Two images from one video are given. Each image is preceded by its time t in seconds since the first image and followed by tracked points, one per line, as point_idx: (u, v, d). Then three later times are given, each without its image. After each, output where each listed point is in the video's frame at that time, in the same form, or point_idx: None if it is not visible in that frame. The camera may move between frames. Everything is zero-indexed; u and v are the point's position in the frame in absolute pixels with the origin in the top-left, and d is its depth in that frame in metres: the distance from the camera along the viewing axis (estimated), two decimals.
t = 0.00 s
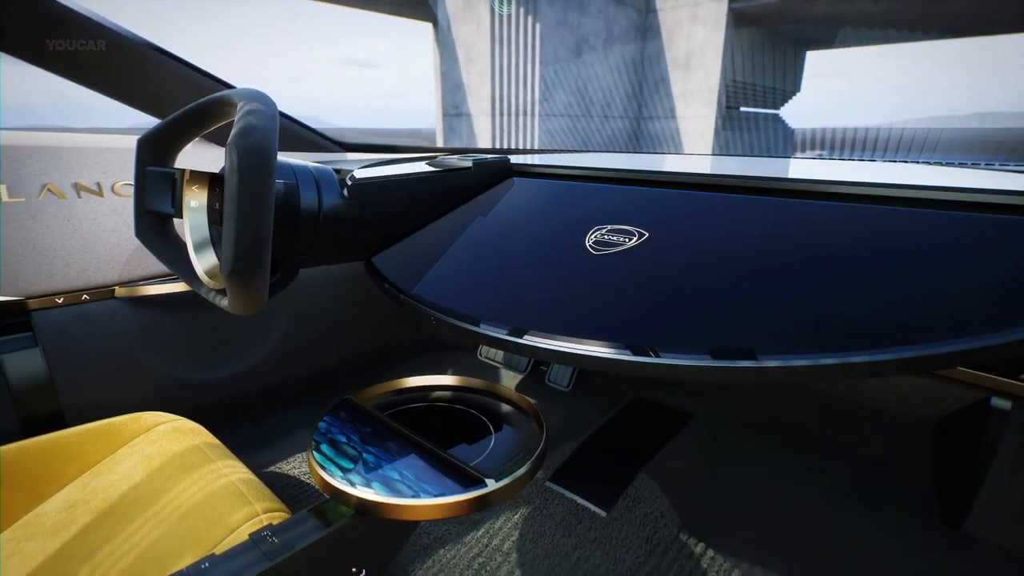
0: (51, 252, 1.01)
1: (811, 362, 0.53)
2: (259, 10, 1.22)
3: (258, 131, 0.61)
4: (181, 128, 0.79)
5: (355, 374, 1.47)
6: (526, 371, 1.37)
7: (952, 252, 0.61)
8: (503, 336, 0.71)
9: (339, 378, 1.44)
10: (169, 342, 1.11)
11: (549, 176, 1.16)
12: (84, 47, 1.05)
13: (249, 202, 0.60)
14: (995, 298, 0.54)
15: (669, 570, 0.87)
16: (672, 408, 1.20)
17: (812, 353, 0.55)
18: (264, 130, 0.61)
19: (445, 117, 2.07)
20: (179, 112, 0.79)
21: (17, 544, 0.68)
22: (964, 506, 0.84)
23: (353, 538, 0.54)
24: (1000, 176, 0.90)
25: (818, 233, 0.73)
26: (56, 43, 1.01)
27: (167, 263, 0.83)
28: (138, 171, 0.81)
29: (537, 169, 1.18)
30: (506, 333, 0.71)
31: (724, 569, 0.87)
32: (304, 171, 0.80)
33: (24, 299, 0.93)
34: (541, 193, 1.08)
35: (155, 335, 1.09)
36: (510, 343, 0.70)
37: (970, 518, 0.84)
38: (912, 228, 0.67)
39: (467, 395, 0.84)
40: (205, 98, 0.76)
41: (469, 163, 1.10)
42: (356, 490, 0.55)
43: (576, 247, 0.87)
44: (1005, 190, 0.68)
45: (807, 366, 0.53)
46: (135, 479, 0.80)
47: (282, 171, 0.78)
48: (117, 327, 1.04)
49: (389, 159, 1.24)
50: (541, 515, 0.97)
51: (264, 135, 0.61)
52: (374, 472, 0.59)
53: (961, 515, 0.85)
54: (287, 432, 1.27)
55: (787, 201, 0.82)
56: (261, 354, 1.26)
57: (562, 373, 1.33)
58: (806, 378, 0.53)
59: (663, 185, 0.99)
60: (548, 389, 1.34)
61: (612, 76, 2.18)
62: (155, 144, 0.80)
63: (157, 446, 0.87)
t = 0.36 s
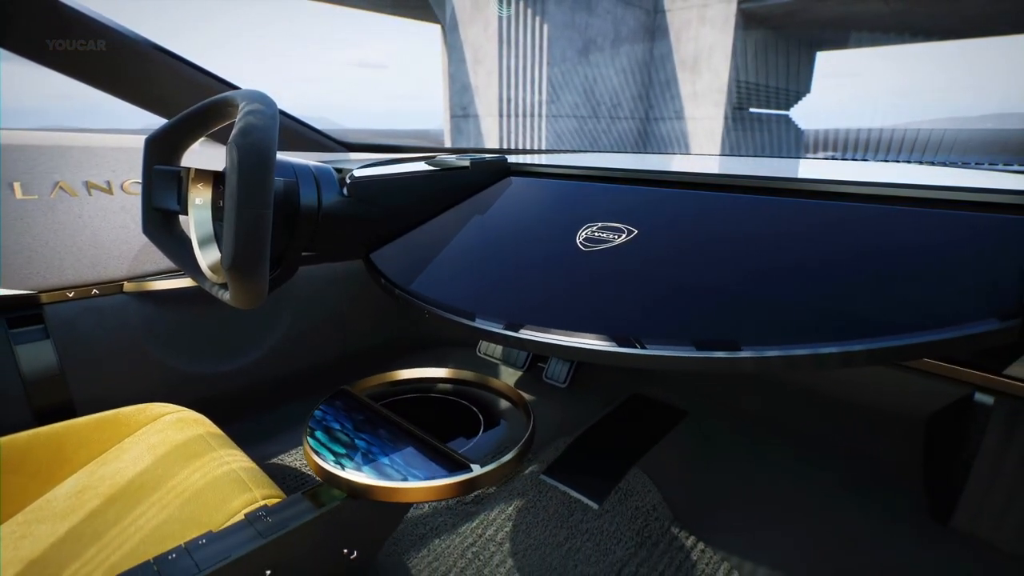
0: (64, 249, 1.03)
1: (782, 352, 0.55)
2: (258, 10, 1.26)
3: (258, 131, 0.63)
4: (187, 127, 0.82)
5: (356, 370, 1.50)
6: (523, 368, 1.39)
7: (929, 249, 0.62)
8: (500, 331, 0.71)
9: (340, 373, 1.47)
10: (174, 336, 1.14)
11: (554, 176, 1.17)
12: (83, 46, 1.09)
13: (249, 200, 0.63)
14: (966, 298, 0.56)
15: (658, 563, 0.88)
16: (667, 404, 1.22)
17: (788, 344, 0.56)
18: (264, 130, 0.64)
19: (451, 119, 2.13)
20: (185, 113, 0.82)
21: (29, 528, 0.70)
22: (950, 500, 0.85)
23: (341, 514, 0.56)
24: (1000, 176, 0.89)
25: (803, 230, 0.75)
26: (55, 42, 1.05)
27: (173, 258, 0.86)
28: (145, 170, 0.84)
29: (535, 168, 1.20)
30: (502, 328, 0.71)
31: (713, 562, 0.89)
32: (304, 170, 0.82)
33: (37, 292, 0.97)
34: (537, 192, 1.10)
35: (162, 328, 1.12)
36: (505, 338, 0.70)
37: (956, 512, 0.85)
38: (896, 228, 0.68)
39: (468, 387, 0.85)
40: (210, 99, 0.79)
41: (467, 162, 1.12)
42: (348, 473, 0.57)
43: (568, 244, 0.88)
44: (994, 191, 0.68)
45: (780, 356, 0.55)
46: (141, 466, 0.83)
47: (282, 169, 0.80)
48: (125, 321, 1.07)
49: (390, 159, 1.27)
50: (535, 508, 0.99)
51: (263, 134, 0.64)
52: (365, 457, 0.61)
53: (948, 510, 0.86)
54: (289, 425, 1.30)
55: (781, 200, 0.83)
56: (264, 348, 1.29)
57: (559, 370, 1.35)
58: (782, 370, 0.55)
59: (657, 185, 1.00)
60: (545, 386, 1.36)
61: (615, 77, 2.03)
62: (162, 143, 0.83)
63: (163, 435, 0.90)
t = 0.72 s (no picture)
0: (73, 244, 1.07)
1: (764, 344, 0.57)
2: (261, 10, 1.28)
3: (257, 131, 0.66)
4: (193, 127, 0.85)
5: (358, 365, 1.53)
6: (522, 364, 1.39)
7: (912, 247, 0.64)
8: (496, 325, 0.72)
9: (343, 368, 1.49)
10: (181, 330, 1.17)
11: (559, 175, 1.17)
12: (82, 46, 1.05)
13: (250, 198, 0.65)
14: (941, 293, 0.58)
15: (649, 553, 0.90)
16: (663, 401, 1.24)
17: (770, 336, 0.58)
18: (263, 129, 0.66)
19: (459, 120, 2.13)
20: (190, 113, 0.85)
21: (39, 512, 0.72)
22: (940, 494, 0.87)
23: (334, 497, 0.59)
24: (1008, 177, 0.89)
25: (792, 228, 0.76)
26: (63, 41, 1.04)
27: (179, 254, 0.89)
28: (153, 168, 0.87)
29: (535, 167, 1.21)
30: (498, 323, 0.73)
31: (704, 554, 0.89)
32: (304, 169, 0.85)
33: (47, 287, 1.00)
34: (534, 190, 1.12)
35: (170, 323, 1.15)
36: (501, 332, 0.72)
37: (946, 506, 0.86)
38: (880, 225, 0.70)
39: (468, 382, 0.85)
40: (214, 99, 0.82)
41: (466, 161, 1.14)
42: (339, 457, 0.59)
43: (562, 241, 0.90)
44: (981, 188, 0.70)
45: (762, 348, 0.57)
46: (147, 454, 0.86)
47: (284, 168, 0.83)
48: (133, 315, 1.10)
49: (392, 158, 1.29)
50: (529, 500, 1.01)
51: (262, 133, 0.66)
52: (356, 444, 0.63)
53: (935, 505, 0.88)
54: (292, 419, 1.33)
55: (771, 198, 0.85)
56: (268, 343, 1.32)
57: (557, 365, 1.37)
58: (764, 361, 0.57)
59: (651, 184, 1.02)
60: (544, 383, 1.38)
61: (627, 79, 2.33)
62: (169, 143, 0.86)
63: (168, 426, 0.93)
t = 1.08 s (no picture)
0: (81, 241, 1.10)
1: (750, 336, 0.59)
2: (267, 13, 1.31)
3: (258, 132, 0.68)
4: (198, 127, 0.87)
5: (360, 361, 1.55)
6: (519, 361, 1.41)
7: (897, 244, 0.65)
8: (492, 320, 0.74)
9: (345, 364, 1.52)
10: (186, 325, 1.20)
11: (565, 175, 1.18)
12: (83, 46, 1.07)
13: (250, 197, 0.67)
14: (919, 288, 0.59)
15: (641, 546, 0.91)
16: (659, 398, 1.25)
17: (755, 329, 0.60)
18: (263, 130, 0.68)
19: (465, 120, 2.15)
20: (196, 114, 0.87)
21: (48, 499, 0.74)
22: (930, 489, 0.88)
23: (330, 484, 0.61)
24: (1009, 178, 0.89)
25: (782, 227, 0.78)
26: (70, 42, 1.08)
27: (184, 250, 0.91)
28: (159, 167, 0.90)
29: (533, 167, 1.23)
30: (496, 318, 0.74)
31: (696, 548, 0.91)
32: (304, 168, 0.88)
33: (57, 282, 1.03)
34: (532, 189, 1.14)
35: (176, 318, 1.18)
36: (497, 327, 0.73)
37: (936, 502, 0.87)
38: (866, 223, 0.71)
39: (462, 376, 0.87)
40: (218, 100, 0.85)
41: (465, 161, 1.16)
42: (334, 445, 0.61)
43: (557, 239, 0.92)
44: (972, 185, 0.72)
45: (746, 341, 0.59)
46: (152, 444, 0.88)
47: (286, 167, 0.86)
48: (141, 310, 1.13)
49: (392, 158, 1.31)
50: (524, 493, 1.03)
51: (262, 134, 0.68)
52: (351, 433, 0.65)
53: (927, 500, 0.89)
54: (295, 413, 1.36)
55: (763, 197, 0.86)
56: (271, 339, 1.34)
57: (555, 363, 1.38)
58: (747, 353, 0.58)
59: (647, 183, 1.04)
60: (543, 380, 1.40)
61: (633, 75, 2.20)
62: (175, 142, 0.88)
63: (173, 417, 0.95)
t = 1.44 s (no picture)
0: (90, 238, 1.13)
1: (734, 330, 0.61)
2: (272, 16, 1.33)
3: (259, 132, 0.71)
4: (202, 126, 0.90)
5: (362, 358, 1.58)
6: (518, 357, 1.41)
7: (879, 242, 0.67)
8: (489, 315, 0.76)
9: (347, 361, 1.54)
10: (192, 321, 1.23)
11: (569, 175, 1.20)
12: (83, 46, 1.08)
13: (251, 195, 0.70)
14: (900, 285, 0.61)
15: (633, 539, 0.93)
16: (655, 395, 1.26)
17: (739, 323, 0.62)
18: (264, 130, 0.71)
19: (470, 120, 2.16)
20: (200, 114, 0.90)
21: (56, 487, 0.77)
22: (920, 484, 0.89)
23: (328, 471, 0.63)
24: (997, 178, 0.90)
25: (771, 226, 0.79)
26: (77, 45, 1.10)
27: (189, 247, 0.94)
28: (165, 166, 0.92)
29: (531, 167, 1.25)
30: (492, 313, 0.76)
31: (688, 542, 0.92)
32: (305, 168, 0.90)
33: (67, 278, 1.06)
34: (529, 189, 1.16)
35: (182, 314, 1.21)
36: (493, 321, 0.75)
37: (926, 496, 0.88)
38: (851, 222, 0.73)
39: (457, 370, 0.89)
40: (222, 101, 0.87)
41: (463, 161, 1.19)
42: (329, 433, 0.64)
43: (552, 238, 0.94)
44: (965, 186, 0.74)
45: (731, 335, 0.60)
46: (157, 435, 0.91)
47: (287, 165, 0.88)
48: (148, 306, 1.16)
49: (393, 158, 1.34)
50: (520, 487, 1.05)
51: (263, 134, 0.70)
52: (346, 422, 0.68)
53: (917, 494, 0.90)
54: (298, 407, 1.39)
55: (753, 197, 0.88)
56: (275, 335, 1.37)
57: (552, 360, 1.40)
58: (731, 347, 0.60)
59: (641, 184, 1.06)
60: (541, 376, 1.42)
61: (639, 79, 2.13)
62: (180, 142, 0.91)
63: (177, 410, 0.98)
